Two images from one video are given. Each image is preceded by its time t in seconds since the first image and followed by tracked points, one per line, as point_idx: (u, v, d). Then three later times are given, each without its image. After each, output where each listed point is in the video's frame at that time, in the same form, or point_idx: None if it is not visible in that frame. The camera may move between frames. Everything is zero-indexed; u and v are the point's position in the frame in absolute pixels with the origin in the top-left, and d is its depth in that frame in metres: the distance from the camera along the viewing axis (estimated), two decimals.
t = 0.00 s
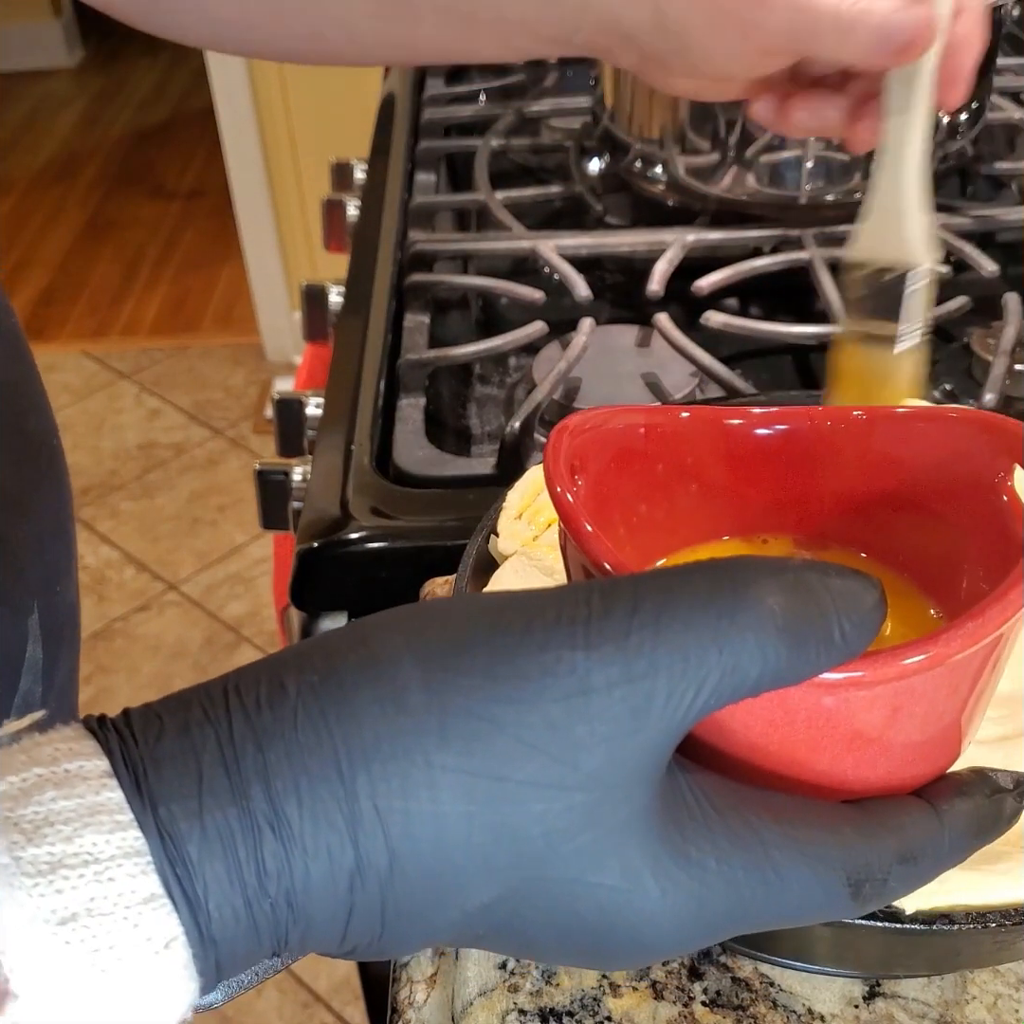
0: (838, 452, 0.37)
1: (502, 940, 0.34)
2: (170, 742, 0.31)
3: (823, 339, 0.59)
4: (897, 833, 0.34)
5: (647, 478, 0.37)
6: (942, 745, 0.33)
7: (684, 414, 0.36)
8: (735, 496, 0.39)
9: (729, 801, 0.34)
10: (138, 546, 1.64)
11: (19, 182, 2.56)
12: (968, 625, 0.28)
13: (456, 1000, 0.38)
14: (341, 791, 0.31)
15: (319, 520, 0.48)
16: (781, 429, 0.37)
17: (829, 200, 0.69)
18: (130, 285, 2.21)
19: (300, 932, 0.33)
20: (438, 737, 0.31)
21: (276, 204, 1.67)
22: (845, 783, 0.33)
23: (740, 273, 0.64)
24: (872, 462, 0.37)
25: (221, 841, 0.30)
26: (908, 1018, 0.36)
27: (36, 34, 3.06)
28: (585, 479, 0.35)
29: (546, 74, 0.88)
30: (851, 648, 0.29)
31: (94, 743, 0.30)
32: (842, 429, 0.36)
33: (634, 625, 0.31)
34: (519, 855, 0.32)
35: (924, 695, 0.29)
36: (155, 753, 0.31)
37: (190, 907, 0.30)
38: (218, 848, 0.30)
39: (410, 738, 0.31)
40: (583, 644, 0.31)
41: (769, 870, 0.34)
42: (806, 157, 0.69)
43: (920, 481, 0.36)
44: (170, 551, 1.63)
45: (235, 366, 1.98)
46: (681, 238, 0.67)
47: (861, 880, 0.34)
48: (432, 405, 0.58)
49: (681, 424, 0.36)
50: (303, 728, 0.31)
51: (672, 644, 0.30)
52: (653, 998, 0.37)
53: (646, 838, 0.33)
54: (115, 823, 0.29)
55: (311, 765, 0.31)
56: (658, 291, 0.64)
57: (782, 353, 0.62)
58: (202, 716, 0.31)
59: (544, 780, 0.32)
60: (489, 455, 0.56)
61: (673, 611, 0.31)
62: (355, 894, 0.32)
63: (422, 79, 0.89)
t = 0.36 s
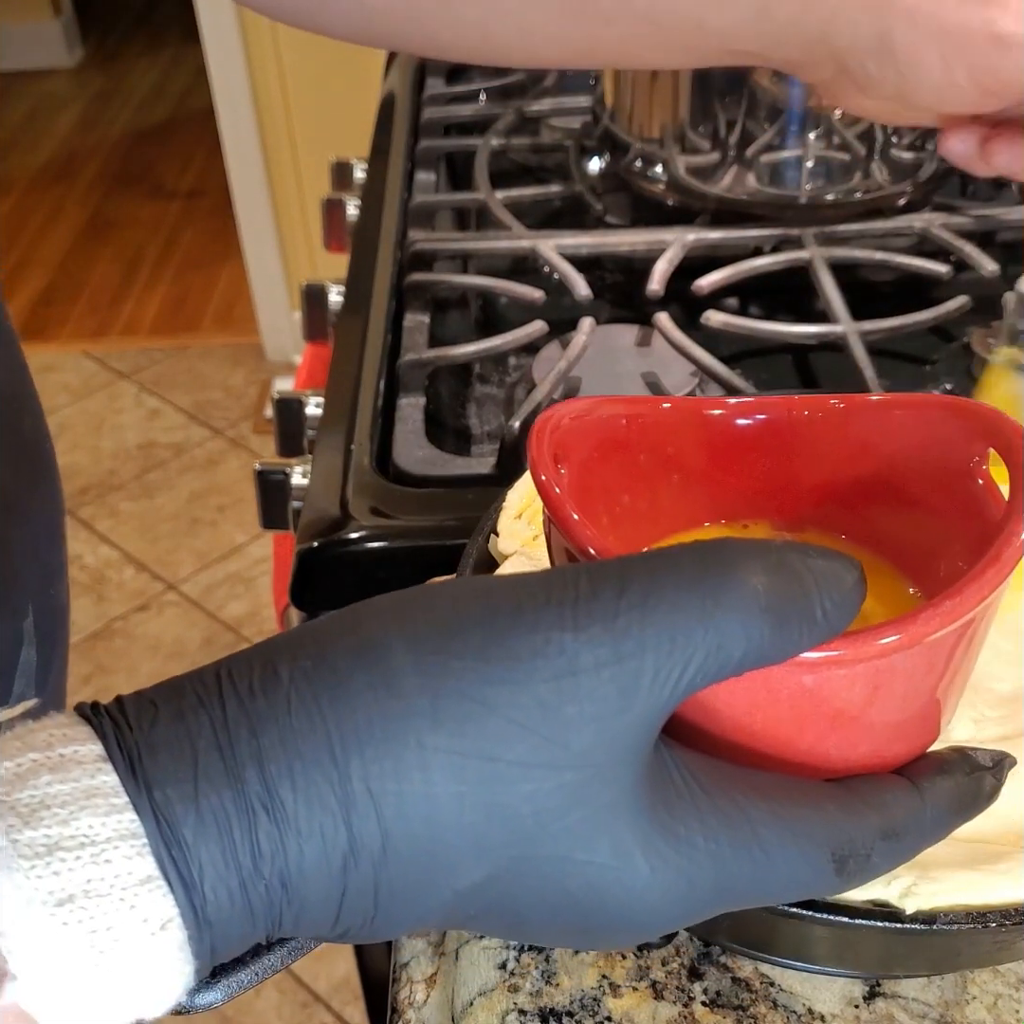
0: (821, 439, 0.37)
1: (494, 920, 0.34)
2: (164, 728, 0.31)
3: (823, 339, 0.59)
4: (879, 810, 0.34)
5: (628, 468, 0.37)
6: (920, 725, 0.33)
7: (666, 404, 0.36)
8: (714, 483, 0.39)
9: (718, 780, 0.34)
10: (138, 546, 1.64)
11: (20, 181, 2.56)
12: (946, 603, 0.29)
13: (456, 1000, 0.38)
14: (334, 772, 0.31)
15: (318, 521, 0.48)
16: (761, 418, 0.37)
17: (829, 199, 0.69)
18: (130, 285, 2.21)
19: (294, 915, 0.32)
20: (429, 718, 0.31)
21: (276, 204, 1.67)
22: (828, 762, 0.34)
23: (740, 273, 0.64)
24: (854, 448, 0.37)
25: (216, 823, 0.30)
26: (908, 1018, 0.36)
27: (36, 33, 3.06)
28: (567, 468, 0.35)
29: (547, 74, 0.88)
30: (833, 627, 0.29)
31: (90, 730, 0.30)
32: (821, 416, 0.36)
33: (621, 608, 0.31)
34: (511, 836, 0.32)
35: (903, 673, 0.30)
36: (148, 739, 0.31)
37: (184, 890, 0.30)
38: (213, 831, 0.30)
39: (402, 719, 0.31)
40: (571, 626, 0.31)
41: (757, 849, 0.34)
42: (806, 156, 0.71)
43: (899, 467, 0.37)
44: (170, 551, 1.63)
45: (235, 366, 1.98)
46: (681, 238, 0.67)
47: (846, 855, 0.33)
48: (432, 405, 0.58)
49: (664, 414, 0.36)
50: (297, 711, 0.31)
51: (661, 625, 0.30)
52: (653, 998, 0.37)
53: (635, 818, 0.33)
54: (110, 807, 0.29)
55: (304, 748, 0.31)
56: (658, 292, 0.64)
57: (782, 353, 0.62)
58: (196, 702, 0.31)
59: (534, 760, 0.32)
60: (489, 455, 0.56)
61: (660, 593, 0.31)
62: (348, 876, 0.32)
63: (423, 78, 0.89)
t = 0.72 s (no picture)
0: (823, 452, 0.37)
1: (498, 936, 0.34)
2: (168, 746, 0.31)
3: (823, 339, 0.59)
4: (881, 824, 0.34)
5: (628, 480, 0.37)
6: (923, 740, 0.33)
7: (666, 414, 0.36)
8: (715, 492, 0.39)
9: (720, 795, 0.34)
10: (138, 547, 1.64)
11: (20, 182, 2.56)
12: (947, 620, 0.29)
13: (456, 999, 0.38)
14: (338, 791, 0.31)
15: (318, 520, 0.48)
16: (761, 429, 0.37)
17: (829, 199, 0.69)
18: (130, 285, 2.21)
19: (298, 933, 0.32)
20: (433, 736, 0.31)
21: (275, 204, 1.67)
22: (830, 777, 0.34)
23: (741, 273, 0.64)
24: (857, 458, 0.37)
25: (220, 842, 0.30)
26: (908, 1018, 0.36)
27: (36, 33, 3.06)
28: (570, 480, 0.34)
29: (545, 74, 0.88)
30: (835, 643, 0.29)
31: (93, 748, 0.30)
32: (822, 428, 0.36)
33: (624, 626, 0.31)
34: (514, 854, 0.32)
35: (905, 690, 0.30)
36: (152, 756, 0.31)
37: (190, 909, 0.30)
38: (218, 849, 0.30)
39: (404, 736, 0.31)
40: (574, 643, 0.31)
41: (758, 864, 0.34)
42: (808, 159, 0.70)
43: (899, 480, 0.37)
44: (170, 551, 1.63)
45: (235, 366, 1.98)
46: (681, 238, 0.67)
47: (848, 872, 0.34)
48: (432, 405, 0.58)
49: (665, 426, 0.36)
50: (300, 729, 0.31)
51: (664, 642, 0.30)
52: (653, 999, 0.37)
53: (637, 834, 0.33)
54: (115, 827, 0.29)
55: (308, 765, 0.31)
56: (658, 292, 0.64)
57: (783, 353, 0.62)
58: (200, 719, 0.31)
59: (537, 778, 0.32)
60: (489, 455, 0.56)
61: (663, 610, 0.31)
62: (352, 894, 0.32)
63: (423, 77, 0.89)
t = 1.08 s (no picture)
0: (816, 457, 0.37)
1: (490, 940, 0.34)
2: (162, 754, 0.31)
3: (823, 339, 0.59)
4: (874, 828, 0.34)
5: (623, 483, 0.37)
6: (915, 744, 0.33)
7: (660, 418, 0.37)
8: (710, 495, 0.39)
9: (712, 800, 0.34)
10: (138, 547, 1.64)
11: (20, 182, 2.56)
12: (936, 626, 0.29)
13: (456, 1000, 0.38)
14: (330, 799, 0.31)
15: (318, 521, 0.48)
16: (755, 432, 0.37)
17: (829, 199, 0.69)
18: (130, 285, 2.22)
19: (291, 938, 0.32)
20: (425, 745, 0.31)
21: (275, 204, 1.67)
22: (822, 784, 0.34)
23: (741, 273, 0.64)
24: (852, 463, 0.37)
25: (214, 850, 0.30)
26: (908, 1018, 0.36)
27: (36, 33, 3.06)
28: (563, 485, 0.35)
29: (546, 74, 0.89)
30: (824, 649, 0.29)
31: (88, 755, 0.30)
32: (813, 431, 0.36)
33: (616, 633, 0.31)
34: (506, 861, 0.32)
35: (896, 696, 0.30)
36: (146, 763, 0.31)
37: (184, 916, 0.30)
38: (212, 857, 0.30)
39: (395, 744, 0.31)
40: (567, 650, 0.31)
41: (750, 868, 0.34)
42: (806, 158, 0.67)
43: (893, 483, 0.37)
44: (170, 551, 1.63)
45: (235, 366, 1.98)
46: (681, 238, 0.67)
47: (840, 876, 0.34)
48: (431, 405, 0.58)
49: (658, 429, 0.36)
50: (293, 737, 0.31)
51: (655, 649, 0.30)
52: (653, 999, 0.37)
53: (630, 840, 0.33)
54: (109, 835, 0.28)
55: (300, 773, 0.31)
56: (657, 292, 0.64)
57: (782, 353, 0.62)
58: (194, 727, 0.31)
59: (528, 785, 0.31)
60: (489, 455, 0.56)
61: (655, 617, 0.31)
62: (345, 900, 0.32)
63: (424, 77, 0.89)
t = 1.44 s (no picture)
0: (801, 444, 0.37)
1: (478, 927, 0.34)
2: (149, 744, 0.30)
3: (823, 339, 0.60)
4: (859, 814, 0.34)
5: (610, 473, 0.37)
6: (898, 729, 0.34)
7: (646, 407, 0.36)
8: (694, 483, 0.39)
9: (698, 786, 0.34)
10: (138, 546, 1.64)
11: (20, 182, 2.56)
12: (920, 610, 0.29)
13: (456, 1000, 0.38)
14: (317, 787, 0.31)
15: (318, 521, 0.48)
16: (740, 420, 0.37)
17: (829, 199, 0.69)
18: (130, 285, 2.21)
19: (280, 929, 0.32)
20: (413, 734, 0.31)
21: (276, 205, 1.67)
22: (804, 769, 0.34)
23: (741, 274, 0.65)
24: (838, 450, 0.37)
25: (202, 840, 0.30)
26: (908, 1018, 0.36)
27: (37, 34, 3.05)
28: (549, 475, 0.35)
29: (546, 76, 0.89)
30: (808, 635, 0.29)
31: (73, 749, 0.29)
32: (797, 419, 0.37)
33: (600, 622, 0.31)
34: (495, 847, 0.32)
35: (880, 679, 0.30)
36: (133, 756, 0.30)
37: (172, 907, 0.29)
38: (199, 847, 0.30)
39: (382, 733, 0.31)
40: (552, 638, 0.31)
41: (736, 852, 0.34)
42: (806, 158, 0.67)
43: (877, 471, 0.37)
44: (170, 551, 1.63)
45: (235, 366, 1.98)
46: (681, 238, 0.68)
47: (826, 859, 0.34)
48: (431, 404, 0.58)
49: (644, 417, 0.36)
50: (279, 726, 0.31)
51: (641, 636, 0.30)
52: (653, 999, 0.37)
53: (618, 827, 0.33)
54: (98, 826, 0.28)
55: (286, 762, 0.31)
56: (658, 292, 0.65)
57: (782, 353, 0.62)
58: (179, 718, 0.31)
59: (515, 773, 0.31)
60: (490, 455, 0.56)
61: (639, 605, 0.31)
62: (333, 888, 0.32)
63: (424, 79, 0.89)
